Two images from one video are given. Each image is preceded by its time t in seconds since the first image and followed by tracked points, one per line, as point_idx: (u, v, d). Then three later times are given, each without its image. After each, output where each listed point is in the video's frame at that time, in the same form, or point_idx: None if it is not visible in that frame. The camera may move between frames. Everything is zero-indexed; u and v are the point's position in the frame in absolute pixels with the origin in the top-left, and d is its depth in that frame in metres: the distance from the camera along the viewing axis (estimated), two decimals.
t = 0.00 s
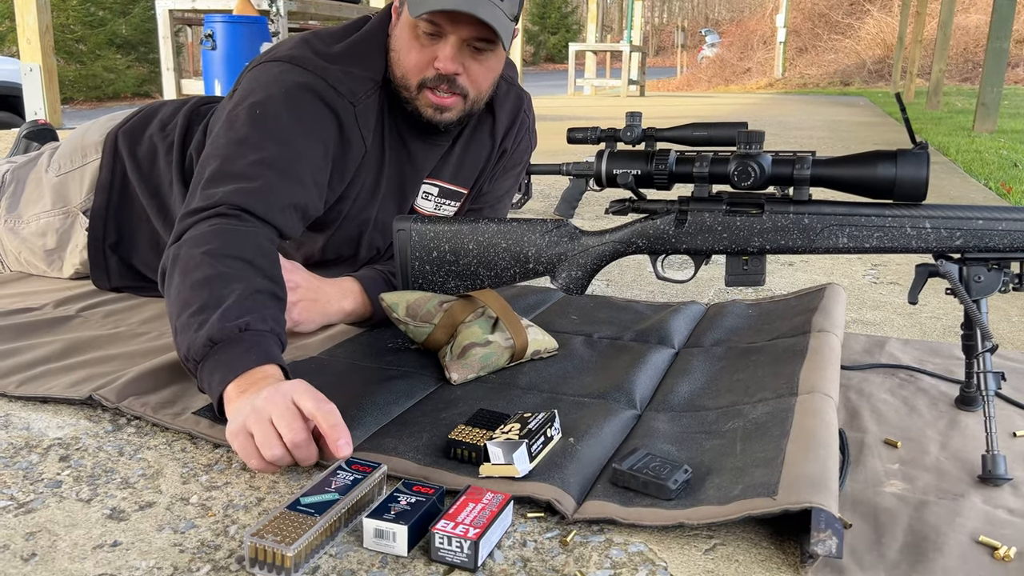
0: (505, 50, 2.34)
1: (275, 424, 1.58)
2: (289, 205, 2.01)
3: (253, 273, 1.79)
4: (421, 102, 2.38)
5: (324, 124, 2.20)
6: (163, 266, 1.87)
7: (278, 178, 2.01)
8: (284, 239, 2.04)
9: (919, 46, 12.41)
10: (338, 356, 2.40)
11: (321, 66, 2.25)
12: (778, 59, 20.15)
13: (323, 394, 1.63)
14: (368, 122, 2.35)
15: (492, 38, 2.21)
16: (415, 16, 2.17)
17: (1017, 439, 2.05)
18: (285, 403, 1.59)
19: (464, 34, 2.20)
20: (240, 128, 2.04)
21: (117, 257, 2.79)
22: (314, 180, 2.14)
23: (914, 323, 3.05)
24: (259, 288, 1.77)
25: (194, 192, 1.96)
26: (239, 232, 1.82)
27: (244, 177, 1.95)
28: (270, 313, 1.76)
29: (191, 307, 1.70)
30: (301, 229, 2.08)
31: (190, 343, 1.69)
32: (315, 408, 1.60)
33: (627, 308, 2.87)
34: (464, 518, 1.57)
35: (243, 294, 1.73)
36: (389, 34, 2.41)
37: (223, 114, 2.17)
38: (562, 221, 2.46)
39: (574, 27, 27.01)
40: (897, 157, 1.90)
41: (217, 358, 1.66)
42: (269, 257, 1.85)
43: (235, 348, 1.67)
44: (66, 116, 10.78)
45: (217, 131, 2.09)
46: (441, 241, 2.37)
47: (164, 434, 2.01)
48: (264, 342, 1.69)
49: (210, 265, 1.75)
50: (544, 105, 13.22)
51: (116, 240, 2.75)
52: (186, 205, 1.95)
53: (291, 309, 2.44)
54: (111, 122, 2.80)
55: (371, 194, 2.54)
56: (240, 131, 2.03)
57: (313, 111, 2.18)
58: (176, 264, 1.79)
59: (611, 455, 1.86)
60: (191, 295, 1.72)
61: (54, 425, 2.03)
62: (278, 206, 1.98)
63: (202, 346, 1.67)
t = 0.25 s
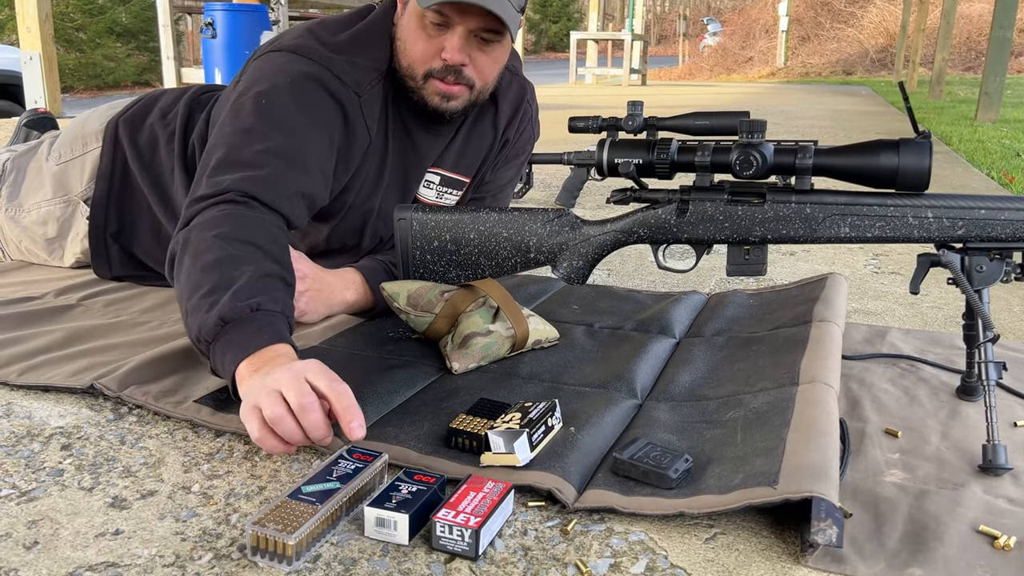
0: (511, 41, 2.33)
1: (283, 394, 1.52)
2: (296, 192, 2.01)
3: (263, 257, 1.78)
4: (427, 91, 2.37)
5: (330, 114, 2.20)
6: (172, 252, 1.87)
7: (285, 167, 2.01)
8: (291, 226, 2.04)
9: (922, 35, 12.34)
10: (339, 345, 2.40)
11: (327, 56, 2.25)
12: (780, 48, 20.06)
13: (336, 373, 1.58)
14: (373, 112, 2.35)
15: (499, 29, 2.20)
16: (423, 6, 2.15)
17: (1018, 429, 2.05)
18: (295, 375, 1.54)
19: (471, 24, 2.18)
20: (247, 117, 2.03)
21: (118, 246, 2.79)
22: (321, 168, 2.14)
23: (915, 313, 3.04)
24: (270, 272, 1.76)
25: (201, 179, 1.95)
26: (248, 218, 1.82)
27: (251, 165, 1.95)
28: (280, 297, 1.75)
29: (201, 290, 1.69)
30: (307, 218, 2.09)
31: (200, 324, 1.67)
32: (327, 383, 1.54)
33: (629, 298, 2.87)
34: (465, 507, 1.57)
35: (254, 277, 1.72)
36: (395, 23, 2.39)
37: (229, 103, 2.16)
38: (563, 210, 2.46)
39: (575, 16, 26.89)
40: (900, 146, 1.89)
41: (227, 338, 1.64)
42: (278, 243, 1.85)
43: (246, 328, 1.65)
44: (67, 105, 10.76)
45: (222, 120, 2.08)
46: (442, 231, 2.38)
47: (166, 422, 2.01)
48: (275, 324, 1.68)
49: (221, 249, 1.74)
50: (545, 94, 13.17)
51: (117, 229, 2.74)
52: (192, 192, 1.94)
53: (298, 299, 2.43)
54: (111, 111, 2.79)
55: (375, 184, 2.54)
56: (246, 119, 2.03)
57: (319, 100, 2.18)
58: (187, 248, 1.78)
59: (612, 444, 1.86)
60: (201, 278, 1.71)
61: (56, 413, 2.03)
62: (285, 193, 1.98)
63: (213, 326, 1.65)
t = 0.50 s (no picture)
0: (512, 31, 2.32)
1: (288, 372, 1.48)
2: (309, 180, 2.00)
3: (280, 239, 1.76)
4: (429, 81, 2.36)
5: (337, 103, 2.20)
6: (185, 237, 1.84)
7: (296, 153, 2.00)
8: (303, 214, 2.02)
9: (923, 25, 12.28)
10: (339, 336, 2.40)
11: (333, 44, 2.24)
12: (781, 38, 19.98)
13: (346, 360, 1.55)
14: (379, 101, 2.35)
15: (500, 20, 2.19)
16: None
17: (1018, 420, 2.05)
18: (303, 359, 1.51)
19: (473, 15, 2.17)
20: (257, 104, 2.02)
21: (118, 238, 2.79)
22: (329, 156, 2.13)
23: (915, 304, 3.04)
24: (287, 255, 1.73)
25: (212, 167, 1.94)
26: (262, 203, 1.81)
27: (264, 151, 1.94)
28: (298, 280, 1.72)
29: (217, 271, 1.66)
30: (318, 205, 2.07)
31: (214, 306, 1.63)
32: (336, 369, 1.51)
33: (629, 290, 2.87)
34: (466, 498, 1.57)
35: (270, 258, 1.68)
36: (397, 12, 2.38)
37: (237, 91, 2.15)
38: (564, 201, 2.46)
39: (576, 6, 26.78)
40: (901, 138, 1.89)
41: (243, 319, 1.59)
42: (293, 228, 1.83)
43: (260, 308, 1.60)
44: (67, 96, 10.75)
45: (231, 108, 2.07)
46: (442, 223, 2.38)
47: (167, 414, 2.01)
48: (292, 305, 1.63)
49: (237, 231, 1.72)
50: (546, 85, 13.13)
51: (116, 222, 2.74)
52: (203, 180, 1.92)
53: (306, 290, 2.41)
54: (110, 103, 2.78)
55: (379, 174, 2.54)
56: (256, 106, 2.02)
57: (327, 89, 2.18)
58: (202, 231, 1.76)
59: (613, 435, 1.86)
60: (216, 260, 1.68)
61: (57, 405, 2.04)
62: (296, 180, 1.97)
63: (227, 307, 1.61)
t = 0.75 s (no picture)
0: (509, 23, 2.31)
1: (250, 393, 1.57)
2: (292, 180, 2.00)
3: (252, 243, 1.78)
4: (425, 74, 2.36)
5: (326, 100, 2.19)
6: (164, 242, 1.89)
7: (280, 153, 2.00)
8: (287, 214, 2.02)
9: (925, 17, 12.23)
10: (340, 330, 2.40)
11: (324, 40, 2.23)
12: (782, 30, 19.92)
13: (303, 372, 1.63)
14: (371, 96, 2.34)
15: (496, 11, 2.18)
16: None
17: (1018, 412, 2.05)
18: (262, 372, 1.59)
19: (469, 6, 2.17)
20: (242, 102, 2.03)
21: (118, 232, 2.78)
22: (317, 154, 2.12)
23: (916, 297, 3.04)
24: (258, 260, 1.76)
25: (196, 165, 1.95)
26: (239, 206, 1.82)
27: (245, 152, 1.94)
28: (267, 284, 1.75)
29: (186, 279, 1.71)
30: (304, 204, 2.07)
31: (184, 315, 1.69)
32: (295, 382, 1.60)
33: (629, 283, 2.86)
34: (466, 492, 1.58)
35: (236, 264, 1.72)
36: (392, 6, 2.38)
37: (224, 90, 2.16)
38: (564, 195, 2.45)
39: None
40: (901, 130, 1.88)
41: (209, 327, 1.66)
42: (269, 230, 1.84)
43: (225, 317, 1.66)
44: (66, 91, 10.73)
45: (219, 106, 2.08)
46: (441, 217, 2.38)
47: (167, 408, 2.01)
48: (259, 312, 1.69)
49: (210, 237, 1.75)
50: (546, 78, 13.10)
51: (117, 216, 2.74)
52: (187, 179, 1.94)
53: (296, 283, 2.43)
54: (110, 97, 2.78)
55: (374, 168, 2.53)
56: (241, 105, 2.02)
57: (315, 86, 2.16)
58: (176, 238, 1.80)
59: (613, 429, 1.87)
60: (187, 267, 1.73)
61: (57, 400, 2.04)
62: (279, 180, 1.97)
63: (194, 317, 1.68)
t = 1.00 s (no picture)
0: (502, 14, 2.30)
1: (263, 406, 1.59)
2: (287, 177, 2.01)
3: (251, 240, 1.78)
4: (419, 68, 2.35)
5: (321, 98, 2.19)
6: (160, 238, 1.87)
7: (274, 150, 2.00)
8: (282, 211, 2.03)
9: (924, 10, 12.20)
10: (340, 327, 2.40)
11: (317, 36, 2.23)
12: (782, 25, 19.88)
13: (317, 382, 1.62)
14: (365, 92, 2.33)
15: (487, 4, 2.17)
16: None
17: (1018, 407, 2.05)
18: (276, 385, 1.59)
19: None
20: (236, 98, 2.02)
21: (117, 230, 2.78)
22: (312, 152, 2.13)
23: (915, 292, 3.04)
24: (258, 257, 1.76)
25: (189, 161, 1.95)
26: (237, 203, 1.83)
27: (240, 148, 1.94)
28: (268, 280, 1.75)
29: (187, 274, 1.70)
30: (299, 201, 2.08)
31: (185, 309, 1.69)
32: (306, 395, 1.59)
33: (629, 279, 2.86)
34: (467, 487, 1.58)
35: (239, 259, 1.72)
36: None
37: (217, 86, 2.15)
38: (563, 190, 2.45)
39: None
40: (901, 125, 1.88)
41: (212, 321, 1.66)
42: (266, 228, 1.85)
43: (229, 311, 1.67)
44: (65, 87, 10.73)
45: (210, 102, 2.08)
46: (441, 213, 2.37)
47: (168, 405, 2.02)
48: (261, 306, 1.69)
49: (209, 233, 1.75)
50: (546, 74, 13.08)
51: (116, 213, 2.74)
52: (181, 174, 1.94)
53: (292, 283, 2.44)
54: (109, 94, 2.77)
55: (369, 164, 2.52)
56: (236, 102, 2.02)
57: (310, 83, 2.16)
58: (174, 233, 1.79)
59: (613, 424, 1.87)
60: (187, 262, 1.72)
61: (58, 397, 2.04)
62: (274, 178, 1.97)
63: (197, 311, 1.67)
